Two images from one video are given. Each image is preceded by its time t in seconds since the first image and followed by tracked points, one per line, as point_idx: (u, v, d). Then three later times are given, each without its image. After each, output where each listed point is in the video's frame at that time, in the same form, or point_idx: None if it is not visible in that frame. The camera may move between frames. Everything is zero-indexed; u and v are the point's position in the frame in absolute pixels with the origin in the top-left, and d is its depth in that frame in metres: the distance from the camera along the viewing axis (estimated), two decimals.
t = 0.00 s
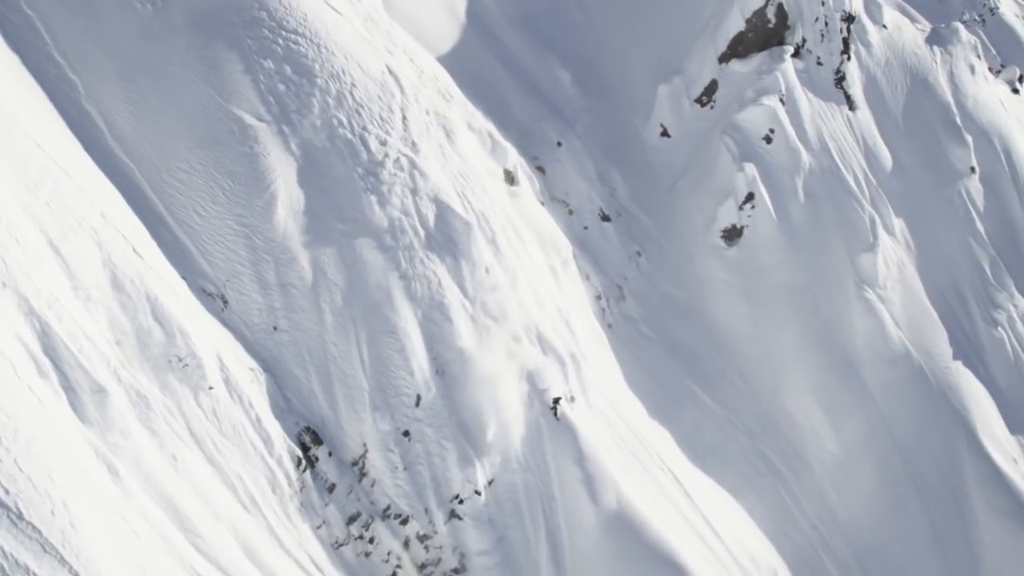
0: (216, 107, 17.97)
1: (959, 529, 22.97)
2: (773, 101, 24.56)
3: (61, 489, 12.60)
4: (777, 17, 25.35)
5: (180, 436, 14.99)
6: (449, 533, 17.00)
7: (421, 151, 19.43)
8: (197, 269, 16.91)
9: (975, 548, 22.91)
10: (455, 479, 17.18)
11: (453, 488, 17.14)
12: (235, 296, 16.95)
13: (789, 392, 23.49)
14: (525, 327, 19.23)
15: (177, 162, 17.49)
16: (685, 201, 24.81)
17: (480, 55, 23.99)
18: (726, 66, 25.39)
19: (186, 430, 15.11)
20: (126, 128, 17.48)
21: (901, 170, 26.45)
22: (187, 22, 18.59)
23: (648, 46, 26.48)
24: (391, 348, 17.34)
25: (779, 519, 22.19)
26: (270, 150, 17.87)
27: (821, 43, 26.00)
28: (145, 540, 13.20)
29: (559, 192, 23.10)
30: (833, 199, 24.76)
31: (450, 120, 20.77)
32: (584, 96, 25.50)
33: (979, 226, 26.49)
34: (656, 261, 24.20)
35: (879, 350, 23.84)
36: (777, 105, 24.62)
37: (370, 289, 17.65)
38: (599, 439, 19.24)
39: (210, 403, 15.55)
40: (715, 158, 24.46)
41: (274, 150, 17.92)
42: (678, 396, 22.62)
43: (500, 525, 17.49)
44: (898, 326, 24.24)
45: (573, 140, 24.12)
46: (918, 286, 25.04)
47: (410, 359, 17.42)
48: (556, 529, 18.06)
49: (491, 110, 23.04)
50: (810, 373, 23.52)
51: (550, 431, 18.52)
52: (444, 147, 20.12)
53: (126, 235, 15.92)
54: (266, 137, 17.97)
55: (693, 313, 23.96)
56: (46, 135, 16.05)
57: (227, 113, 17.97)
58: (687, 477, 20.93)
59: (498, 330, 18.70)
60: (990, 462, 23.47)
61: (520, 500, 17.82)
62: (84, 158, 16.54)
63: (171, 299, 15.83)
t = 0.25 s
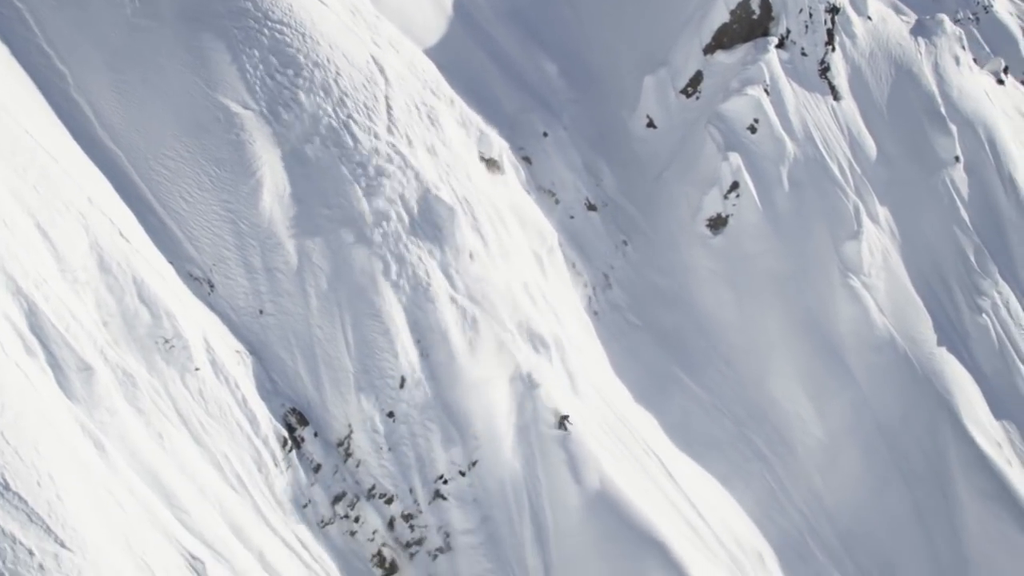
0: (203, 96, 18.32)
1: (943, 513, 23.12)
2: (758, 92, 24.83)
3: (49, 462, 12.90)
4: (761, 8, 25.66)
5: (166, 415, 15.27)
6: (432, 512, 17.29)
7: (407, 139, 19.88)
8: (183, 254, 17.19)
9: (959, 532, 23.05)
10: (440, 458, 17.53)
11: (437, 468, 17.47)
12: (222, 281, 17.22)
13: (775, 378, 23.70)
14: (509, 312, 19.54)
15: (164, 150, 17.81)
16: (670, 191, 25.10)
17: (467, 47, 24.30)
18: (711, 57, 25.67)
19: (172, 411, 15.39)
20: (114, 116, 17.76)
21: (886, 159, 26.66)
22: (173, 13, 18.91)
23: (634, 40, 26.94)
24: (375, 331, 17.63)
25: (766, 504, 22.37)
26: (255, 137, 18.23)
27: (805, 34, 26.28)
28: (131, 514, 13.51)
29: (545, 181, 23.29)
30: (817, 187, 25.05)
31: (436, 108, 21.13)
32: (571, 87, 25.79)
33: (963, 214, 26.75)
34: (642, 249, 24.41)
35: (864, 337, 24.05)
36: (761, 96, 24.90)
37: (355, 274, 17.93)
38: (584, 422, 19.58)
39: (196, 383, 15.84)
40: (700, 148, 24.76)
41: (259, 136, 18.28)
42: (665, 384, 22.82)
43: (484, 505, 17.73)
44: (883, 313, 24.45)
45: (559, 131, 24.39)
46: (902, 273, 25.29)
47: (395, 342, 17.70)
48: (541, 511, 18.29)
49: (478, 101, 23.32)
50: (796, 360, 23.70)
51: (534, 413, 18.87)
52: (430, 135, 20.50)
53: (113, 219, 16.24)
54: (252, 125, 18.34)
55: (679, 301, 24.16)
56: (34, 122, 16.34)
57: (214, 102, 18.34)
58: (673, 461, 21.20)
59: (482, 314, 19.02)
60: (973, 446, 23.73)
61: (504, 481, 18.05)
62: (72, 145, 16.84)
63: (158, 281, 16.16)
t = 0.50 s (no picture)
0: (190, 83, 18.67)
1: (927, 495, 23.60)
2: (743, 82, 25.15)
3: (34, 435, 13.15)
4: None
5: (152, 394, 15.53)
6: (417, 492, 17.51)
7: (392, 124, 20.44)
8: (171, 239, 17.45)
9: (944, 515, 23.56)
10: (424, 439, 17.78)
11: (422, 449, 17.74)
12: (208, 265, 17.48)
13: (760, 365, 23.97)
14: (493, 296, 19.84)
15: (151, 136, 18.11)
16: (656, 180, 25.29)
17: (454, 39, 24.56)
18: (697, 47, 26.08)
19: (159, 390, 15.65)
20: (102, 104, 18.03)
21: (872, 149, 26.85)
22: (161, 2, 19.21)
23: (619, 31, 27.45)
24: (360, 313, 17.94)
25: (751, 489, 22.64)
26: (241, 123, 18.66)
27: (791, 24, 26.53)
28: (116, 488, 13.81)
29: (532, 170, 23.58)
30: (803, 175, 25.27)
31: (422, 98, 21.63)
32: (558, 78, 26.03)
33: (948, 202, 26.94)
34: (629, 237, 24.63)
35: (850, 323, 24.31)
36: (747, 86, 25.21)
37: (341, 258, 18.25)
38: (567, 404, 19.86)
39: (183, 363, 16.10)
40: (686, 137, 24.96)
41: (245, 121, 18.71)
42: (652, 372, 23.08)
43: (469, 486, 17.98)
44: (868, 300, 24.69)
45: (545, 121, 24.64)
46: (888, 261, 25.45)
47: (380, 325, 17.99)
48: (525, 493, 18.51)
49: (465, 92, 23.59)
50: (781, 346, 23.98)
51: (519, 396, 19.12)
52: (417, 122, 21.05)
53: (100, 203, 16.54)
54: (238, 112, 18.75)
55: (666, 289, 24.36)
56: (22, 108, 16.61)
57: (200, 89, 18.69)
58: (659, 446, 21.58)
59: (467, 298, 19.37)
60: (957, 430, 24.25)
61: (490, 463, 18.34)
62: (59, 130, 17.11)
63: (145, 264, 16.45)
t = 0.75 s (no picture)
0: (174, 65, 19.01)
1: (911, 474, 24.00)
2: (727, 66, 25.43)
3: (19, 403, 13.37)
4: None
5: (137, 367, 15.80)
6: (401, 466, 17.78)
7: (376, 105, 20.82)
8: (156, 217, 17.72)
9: (926, 493, 23.88)
10: (408, 414, 18.03)
11: (405, 424, 17.98)
12: (193, 243, 17.75)
13: (745, 346, 24.20)
14: (477, 275, 20.08)
15: (137, 118, 18.40)
16: (641, 164, 25.43)
17: (440, 25, 24.79)
18: (681, 33, 26.52)
19: (144, 364, 15.91)
20: (88, 86, 18.29)
21: (856, 133, 27.07)
22: None
23: (605, 17, 27.59)
24: (344, 290, 18.28)
25: (736, 466, 22.96)
26: (225, 104, 19.03)
27: (775, 10, 26.80)
28: (100, 456, 14.08)
29: (517, 154, 23.85)
30: (786, 159, 25.52)
31: (406, 81, 21.91)
32: (543, 64, 26.27)
33: (932, 185, 27.16)
34: (615, 220, 24.86)
35: (833, 304, 24.59)
36: (731, 70, 25.47)
37: (325, 237, 18.63)
38: (549, 381, 19.99)
39: (167, 338, 16.36)
40: (671, 122, 25.27)
41: (229, 103, 19.09)
42: (638, 354, 23.34)
43: (452, 460, 18.25)
44: (852, 282, 24.93)
45: (530, 105, 24.86)
46: (871, 243, 25.70)
47: (363, 302, 18.30)
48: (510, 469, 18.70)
49: (451, 77, 23.84)
50: (764, 327, 24.21)
51: (502, 372, 19.31)
52: (402, 104, 21.39)
53: (85, 182, 16.79)
54: (222, 93, 19.11)
55: (652, 271, 24.58)
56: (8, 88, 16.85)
57: (185, 71, 19.04)
58: (643, 424, 21.79)
59: (450, 276, 19.61)
60: (940, 409, 24.55)
61: (472, 438, 18.53)
62: (45, 110, 17.36)
63: (130, 240, 16.73)
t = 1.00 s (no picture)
0: (158, 40, 19.21)
1: (891, 445, 24.39)
2: (710, 44, 25.65)
3: (3, 365, 13.56)
4: None
5: (121, 333, 16.03)
6: (382, 433, 18.11)
7: (358, 80, 21.15)
8: (140, 188, 17.94)
9: (906, 464, 24.33)
10: (389, 381, 18.33)
11: (387, 391, 18.27)
12: (176, 213, 17.97)
13: (727, 320, 24.51)
14: (458, 248, 20.33)
15: (120, 91, 18.60)
16: (624, 141, 25.68)
17: (424, 4, 24.98)
18: (664, 12, 26.68)
19: (128, 331, 16.14)
20: (72, 60, 18.44)
21: (839, 111, 27.31)
22: None
23: None
24: (326, 261, 18.53)
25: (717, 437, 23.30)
26: (208, 78, 19.26)
27: None
28: (83, 419, 14.33)
29: (501, 131, 23.99)
30: (768, 137, 25.73)
31: (389, 58, 22.17)
32: (526, 43, 26.48)
33: (914, 161, 27.44)
34: (599, 197, 25.08)
35: (814, 279, 24.86)
36: (713, 48, 25.68)
37: (306, 207, 18.88)
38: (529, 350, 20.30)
39: (151, 307, 16.60)
40: (653, 99, 25.54)
41: (211, 76, 19.31)
42: (621, 328, 23.56)
43: (433, 428, 18.58)
44: (834, 257, 25.20)
45: (514, 83, 25.10)
46: (853, 218, 25.97)
47: (345, 271, 18.59)
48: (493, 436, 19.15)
49: (435, 55, 24.06)
50: (746, 301, 24.52)
51: (482, 344, 19.72)
52: (383, 80, 21.69)
53: (69, 152, 16.98)
54: (206, 67, 19.34)
55: (635, 246, 24.83)
56: None
57: (169, 45, 19.26)
58: (625, 396, 22.05)
59: (432, 248, 19.88)
60: (920, 382, 24.89)
61: (453, 406, 18.90)
62: (25, 81, 17.45)
63: (113, 210, 16.94)
